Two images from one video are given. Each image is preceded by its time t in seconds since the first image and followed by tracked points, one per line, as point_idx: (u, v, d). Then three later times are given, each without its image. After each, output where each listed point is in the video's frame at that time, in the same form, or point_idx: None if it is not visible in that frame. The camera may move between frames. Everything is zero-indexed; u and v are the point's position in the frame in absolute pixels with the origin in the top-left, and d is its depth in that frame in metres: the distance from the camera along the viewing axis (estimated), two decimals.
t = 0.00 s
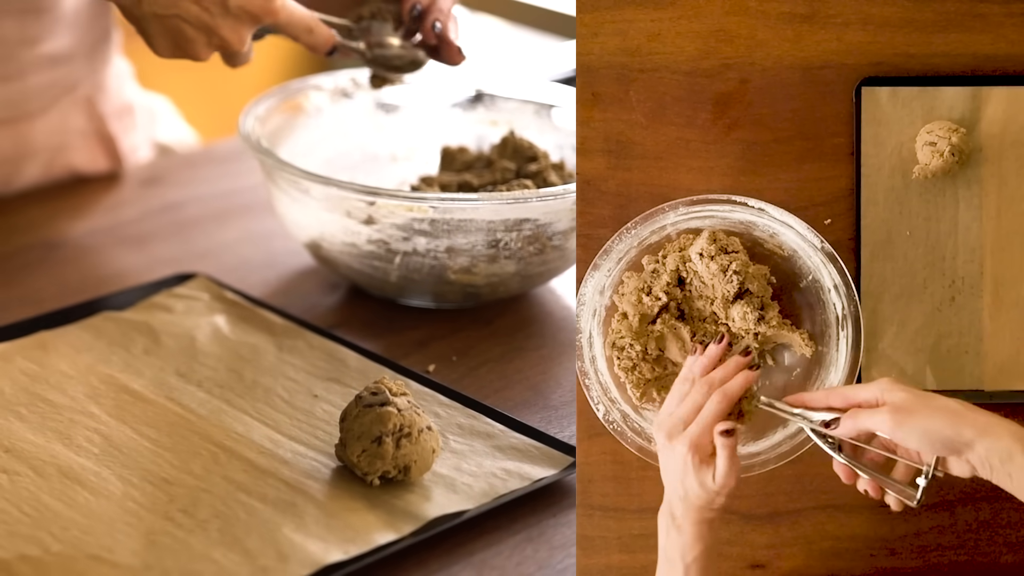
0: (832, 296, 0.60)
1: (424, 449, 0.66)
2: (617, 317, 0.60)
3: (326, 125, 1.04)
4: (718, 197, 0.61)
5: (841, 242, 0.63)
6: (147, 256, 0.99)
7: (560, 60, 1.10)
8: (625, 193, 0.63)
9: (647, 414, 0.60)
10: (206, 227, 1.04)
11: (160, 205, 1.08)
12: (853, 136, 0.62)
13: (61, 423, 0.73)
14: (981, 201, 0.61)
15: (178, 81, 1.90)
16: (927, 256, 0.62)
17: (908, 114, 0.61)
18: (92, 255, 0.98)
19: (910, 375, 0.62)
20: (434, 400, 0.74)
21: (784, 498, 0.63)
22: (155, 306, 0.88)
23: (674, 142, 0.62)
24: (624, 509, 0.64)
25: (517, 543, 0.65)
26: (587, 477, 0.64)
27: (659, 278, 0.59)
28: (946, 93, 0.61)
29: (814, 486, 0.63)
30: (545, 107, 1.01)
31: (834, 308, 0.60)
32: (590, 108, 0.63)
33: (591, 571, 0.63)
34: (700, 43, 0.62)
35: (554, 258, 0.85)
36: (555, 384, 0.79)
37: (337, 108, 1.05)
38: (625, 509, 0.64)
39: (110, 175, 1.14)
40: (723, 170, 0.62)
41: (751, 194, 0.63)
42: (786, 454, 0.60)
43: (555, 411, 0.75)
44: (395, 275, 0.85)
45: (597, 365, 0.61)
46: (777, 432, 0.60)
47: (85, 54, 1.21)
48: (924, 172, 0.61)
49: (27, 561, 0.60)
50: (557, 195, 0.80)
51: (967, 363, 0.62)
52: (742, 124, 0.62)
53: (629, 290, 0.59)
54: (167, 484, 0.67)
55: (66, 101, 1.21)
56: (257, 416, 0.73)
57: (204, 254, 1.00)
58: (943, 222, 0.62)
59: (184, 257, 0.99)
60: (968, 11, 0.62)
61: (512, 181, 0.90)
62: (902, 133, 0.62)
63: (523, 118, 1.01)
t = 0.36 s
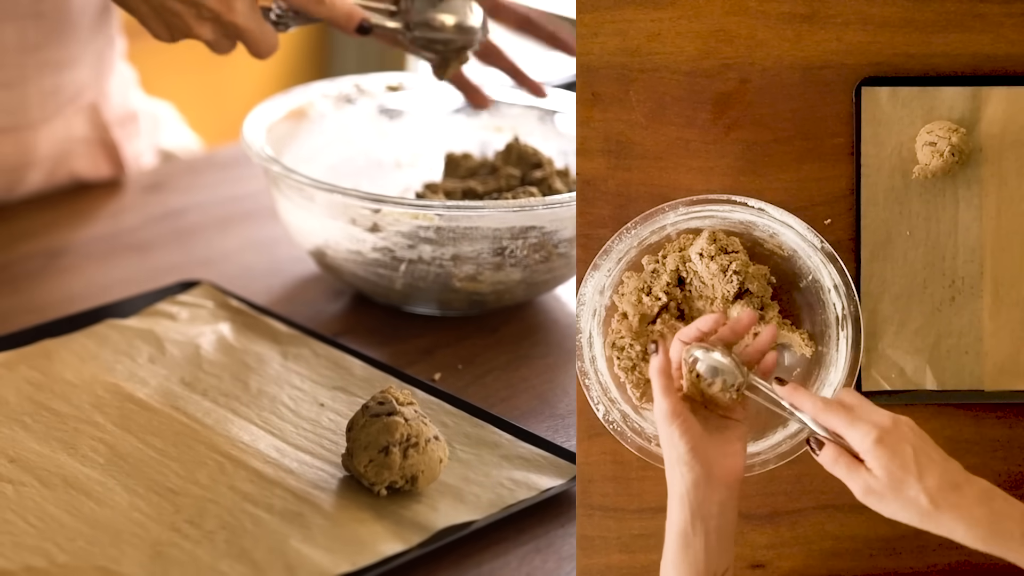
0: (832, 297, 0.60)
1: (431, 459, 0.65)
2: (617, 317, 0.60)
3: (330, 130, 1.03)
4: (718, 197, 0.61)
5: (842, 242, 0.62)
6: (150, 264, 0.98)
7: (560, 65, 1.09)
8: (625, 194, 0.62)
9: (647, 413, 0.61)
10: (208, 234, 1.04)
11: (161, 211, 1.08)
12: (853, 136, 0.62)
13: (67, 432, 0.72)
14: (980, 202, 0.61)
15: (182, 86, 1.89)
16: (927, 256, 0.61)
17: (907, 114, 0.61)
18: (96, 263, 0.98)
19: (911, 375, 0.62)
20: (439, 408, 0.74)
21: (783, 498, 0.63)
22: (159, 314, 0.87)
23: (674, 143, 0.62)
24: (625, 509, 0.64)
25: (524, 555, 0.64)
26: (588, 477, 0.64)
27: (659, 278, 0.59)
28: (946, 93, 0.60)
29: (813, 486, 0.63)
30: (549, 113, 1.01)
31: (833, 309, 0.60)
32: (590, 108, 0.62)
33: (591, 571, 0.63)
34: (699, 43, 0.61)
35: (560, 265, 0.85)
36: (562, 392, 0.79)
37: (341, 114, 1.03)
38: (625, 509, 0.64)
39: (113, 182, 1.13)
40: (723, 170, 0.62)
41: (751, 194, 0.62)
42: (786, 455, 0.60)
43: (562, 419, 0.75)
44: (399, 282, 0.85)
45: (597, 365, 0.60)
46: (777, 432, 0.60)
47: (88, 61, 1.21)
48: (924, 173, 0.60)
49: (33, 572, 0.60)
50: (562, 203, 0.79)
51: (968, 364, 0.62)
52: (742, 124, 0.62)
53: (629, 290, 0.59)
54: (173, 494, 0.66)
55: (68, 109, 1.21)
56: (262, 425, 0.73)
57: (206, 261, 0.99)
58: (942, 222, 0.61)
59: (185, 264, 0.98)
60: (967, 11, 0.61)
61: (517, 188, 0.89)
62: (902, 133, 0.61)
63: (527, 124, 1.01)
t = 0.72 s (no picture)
0: (832, 297, 0.60)
1: (427, 471, 0.65)
2: (617, 317, 0.59)
3: (326, 140, 1.03)
4: (718, 197, 0.61)
5: (841, 242, 0.62)
6: (147, 272, 0.98)
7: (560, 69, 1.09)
8: (625, 193, 0.62)
9: (647, 414, 0.61)
10: (204, 242, 1.04)
11: (157, 219, 1.07)
12: (853, 136, 0.61)
13: (62, 443, 0.72)
14: (981, 202, 0.60)
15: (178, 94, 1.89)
16: (927, 257, 0.61)
17: (908, 114, 0.60)
18: (92, 272, 0.98)
19: (910, 375, 0.61)
20: (435, 420, 0.73)
21: (784, 499, 0.62)
22: (154, 323, 0.87)
23: (674, 142, 0.62)
24: (624, 509, 0.63)
25: (522, 566, 0.63)
26: (587, 477, 0.63)
27: (659, 278, 0.59)
28: (946, 93, 0.60)
29: (813, 485, 0.62)
30: (546, 121, 1.00)
31: (834, 309, 0.60)
32: (590, 108, 0.62)
33: (590, 571, 0.63)
34: (699, 44, 0.61)
35: (557, 275, 0.84)
36: (558, 402, 0.78)
37: (337, 126, 1.04)
38: (625, 509, 0.63)
39: (108, 189, 1.13)
40: (723, 170, 0.62)
41: (751, 194, 0.62)
42: (785, 455, 0.60)
43: (558, 430, 0.74)
44: (396, 292, 0.85)
45: (597, 365, 0.60)
46: (777, 432, 0.60)
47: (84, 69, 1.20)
48: (924, 172, 0.60)
49: None
50: (560, 213, 0.79)
51: (967, 364, 0.61)
52: (742, 123, 0.61)
53: (629, 290, 0.59)
54: (168, 507, 0.65)
55: (63, 116, 1.21)
56: (258, 436, 0.72)
57: (203, 269, 0.99)
58: (942, 221, 0.61)
59: (182, 272, 0.98)
60: (967, 12, 0.61)
61: (513, 198, 0.89)
62: (902, 133, 0.61)
63: (523, 132, 1.01)
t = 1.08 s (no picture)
0: (832, 296, 0.60)
1: (419, 475, 0.65)
2: (617, 317, 0.59)
3: (321, 144, 1.02)
4: (717, 197, 0.60)
5: (841, 242, 0.62)
6: (142, 276, 0.98)
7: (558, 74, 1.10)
8: (625, 193, 0.62)
9: (647, 413, 0.61)
10: (200, 245, 1.03)
11: (152, 222, 1.07)
12: (853, 136, 0.61)
13: (55, 446, 0.71)
14: (980, 202, 0.61)
15: (175, 98, 1.89)
16: (927, 257, 0.61)
17: (908, 114, 0.60)
18: (86, 276, 0.97)
19: (910, 375, 0.62)
20: (428, 424, 0.73)
21: (784, 499, 0.62)
22: (148, 327, 0.87)
23: (674, 143, 0.62)
24: (624, 509, 0.64)
25: (518, 565, 0.63)
26: (587, 477, 0.64)
27: (659, 279, 0.59)
28: (946, 93, 0.60)
29: (813, 485, 0.62)
30: (540, 124, 1.00)
31: (833, 309, 0.60)
32: (590, 108, 0.62)
33: (591, 571, 0.63)
34: (700, 43, 0.61)
35: (550, 280, 0.84)
36: (551, 407, 0.78)
37: (331, 128, 1.03)
38: (625, 509, 0.64)
39: (104, 192, 1.13)
40: (724, 170, 0.62)
41: (751, 193, 0.62)
42: (785, 455, 0.60)
43: (551, 434, 0.74)
44: (389, 296, 0.85)
45: (597, 365, 0.60)
46: (777, 432, 0.60)
47: (80, 73, 1.20)
48: (924, 172, 0.60)
49: None
50: (554, 217, 0.79)
51: (967, 364, 0.61)
52: (742, 124, 0.62)
53: (629, 290, 0.59)
54: (160, 511, 0.65)
55: (58, 121, 1.20)
56: (251, 440, 0.72)
57: (199, 272, 0.99)
58: (942, 221, 0.61)
59: (177, 275, 0.98)
60: (967, 11, 0.61)
61: (507, 202, 0.89)
62: (902, 133, 0.61)
63: (518, 136, 1.01)
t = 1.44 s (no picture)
0: (832, 297, 0.59)
1: (424, 478, 0.65)
2: (617, 317, 0.59)
3: (327, 146, 1.02)
4: (717, 197, 0.60)
5: (842, 242, 0.62)
6: (148, 278, 0.98)
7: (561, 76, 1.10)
8: (624, 194, 0.62)
9: (647, 413, 0.60)
10: (205, 247, 1.04)
11: (158, 225, 1.07)
12: (853, 136, 0.61)
13: (61, 448, 0.72)
14: (980, 202, 0.60)
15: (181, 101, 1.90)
16: (927, 257, 0.61)
17: (908, 114, 0.60)
18: (92, 278, 0.98)
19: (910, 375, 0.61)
20: (433, 426, 0.73)
21: (784, 498, 0.62)
22: (154, 329, 0.87)
23: (674, 143, 0.62)
24: (624, 509, 0.64)
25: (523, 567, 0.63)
26: (587, 477, 0.64)
27: (659, 278, 0.59)
28: (946, 93, 0.60)
29: (813, 485, 0.62)
30: (544, 126, 1.00)
31: (834, 309, 0.59)
32: (590, 108, 0.62)
33: (591, 571, 0.63)
34: (699, 44, 0.61)
35: (555, 282, 0.84)
36: (556, 409, 0.78)
37: (336, 130, 1.03)
38: (625, 509, 0.64)
39: (110, 195, 1.13)
40: (723, 170, 0.62)
41: (752, 193, 0.62)
42: (785, 455, 0.60)
43: (556, 437, 0.74)
44: (394, 298, 0.85)
45: (597, 365, 0.60)
46: (777, 432, 0.59)
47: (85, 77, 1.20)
48: (924, 172, 0.60)
49: None
50: (557, 220, 0.79)
51: (967, 364, 0.61)
52: (742, 124, 0.62)
53: (629, 290, 0.59)
54: (166, 512, 0.65)
55: (65, 124, 1.21)
56: (256, 442, 0.72)
57: (205, 275, 0.99)
58: (942, 221, 0.60)
59: (183, 278, 0.98)
60: (967, 10, 0.61)
61: (512, 205, 0.89)
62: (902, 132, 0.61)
63: (522, 138, 1.00)
